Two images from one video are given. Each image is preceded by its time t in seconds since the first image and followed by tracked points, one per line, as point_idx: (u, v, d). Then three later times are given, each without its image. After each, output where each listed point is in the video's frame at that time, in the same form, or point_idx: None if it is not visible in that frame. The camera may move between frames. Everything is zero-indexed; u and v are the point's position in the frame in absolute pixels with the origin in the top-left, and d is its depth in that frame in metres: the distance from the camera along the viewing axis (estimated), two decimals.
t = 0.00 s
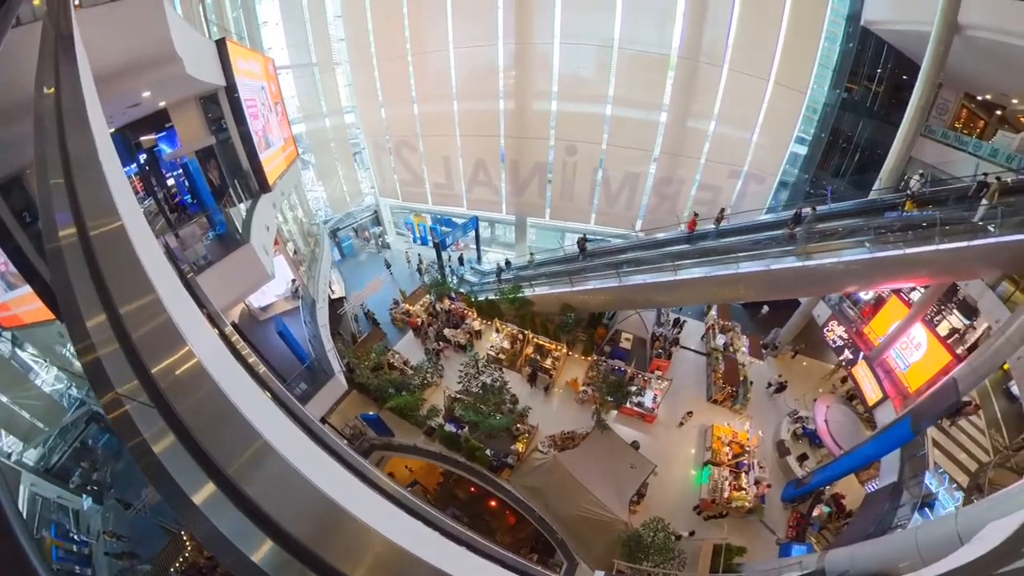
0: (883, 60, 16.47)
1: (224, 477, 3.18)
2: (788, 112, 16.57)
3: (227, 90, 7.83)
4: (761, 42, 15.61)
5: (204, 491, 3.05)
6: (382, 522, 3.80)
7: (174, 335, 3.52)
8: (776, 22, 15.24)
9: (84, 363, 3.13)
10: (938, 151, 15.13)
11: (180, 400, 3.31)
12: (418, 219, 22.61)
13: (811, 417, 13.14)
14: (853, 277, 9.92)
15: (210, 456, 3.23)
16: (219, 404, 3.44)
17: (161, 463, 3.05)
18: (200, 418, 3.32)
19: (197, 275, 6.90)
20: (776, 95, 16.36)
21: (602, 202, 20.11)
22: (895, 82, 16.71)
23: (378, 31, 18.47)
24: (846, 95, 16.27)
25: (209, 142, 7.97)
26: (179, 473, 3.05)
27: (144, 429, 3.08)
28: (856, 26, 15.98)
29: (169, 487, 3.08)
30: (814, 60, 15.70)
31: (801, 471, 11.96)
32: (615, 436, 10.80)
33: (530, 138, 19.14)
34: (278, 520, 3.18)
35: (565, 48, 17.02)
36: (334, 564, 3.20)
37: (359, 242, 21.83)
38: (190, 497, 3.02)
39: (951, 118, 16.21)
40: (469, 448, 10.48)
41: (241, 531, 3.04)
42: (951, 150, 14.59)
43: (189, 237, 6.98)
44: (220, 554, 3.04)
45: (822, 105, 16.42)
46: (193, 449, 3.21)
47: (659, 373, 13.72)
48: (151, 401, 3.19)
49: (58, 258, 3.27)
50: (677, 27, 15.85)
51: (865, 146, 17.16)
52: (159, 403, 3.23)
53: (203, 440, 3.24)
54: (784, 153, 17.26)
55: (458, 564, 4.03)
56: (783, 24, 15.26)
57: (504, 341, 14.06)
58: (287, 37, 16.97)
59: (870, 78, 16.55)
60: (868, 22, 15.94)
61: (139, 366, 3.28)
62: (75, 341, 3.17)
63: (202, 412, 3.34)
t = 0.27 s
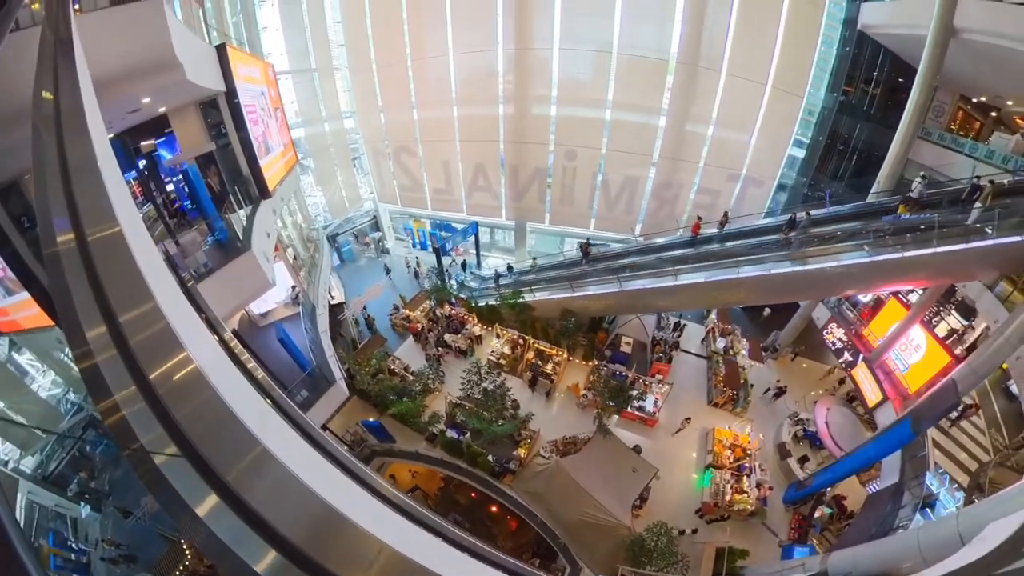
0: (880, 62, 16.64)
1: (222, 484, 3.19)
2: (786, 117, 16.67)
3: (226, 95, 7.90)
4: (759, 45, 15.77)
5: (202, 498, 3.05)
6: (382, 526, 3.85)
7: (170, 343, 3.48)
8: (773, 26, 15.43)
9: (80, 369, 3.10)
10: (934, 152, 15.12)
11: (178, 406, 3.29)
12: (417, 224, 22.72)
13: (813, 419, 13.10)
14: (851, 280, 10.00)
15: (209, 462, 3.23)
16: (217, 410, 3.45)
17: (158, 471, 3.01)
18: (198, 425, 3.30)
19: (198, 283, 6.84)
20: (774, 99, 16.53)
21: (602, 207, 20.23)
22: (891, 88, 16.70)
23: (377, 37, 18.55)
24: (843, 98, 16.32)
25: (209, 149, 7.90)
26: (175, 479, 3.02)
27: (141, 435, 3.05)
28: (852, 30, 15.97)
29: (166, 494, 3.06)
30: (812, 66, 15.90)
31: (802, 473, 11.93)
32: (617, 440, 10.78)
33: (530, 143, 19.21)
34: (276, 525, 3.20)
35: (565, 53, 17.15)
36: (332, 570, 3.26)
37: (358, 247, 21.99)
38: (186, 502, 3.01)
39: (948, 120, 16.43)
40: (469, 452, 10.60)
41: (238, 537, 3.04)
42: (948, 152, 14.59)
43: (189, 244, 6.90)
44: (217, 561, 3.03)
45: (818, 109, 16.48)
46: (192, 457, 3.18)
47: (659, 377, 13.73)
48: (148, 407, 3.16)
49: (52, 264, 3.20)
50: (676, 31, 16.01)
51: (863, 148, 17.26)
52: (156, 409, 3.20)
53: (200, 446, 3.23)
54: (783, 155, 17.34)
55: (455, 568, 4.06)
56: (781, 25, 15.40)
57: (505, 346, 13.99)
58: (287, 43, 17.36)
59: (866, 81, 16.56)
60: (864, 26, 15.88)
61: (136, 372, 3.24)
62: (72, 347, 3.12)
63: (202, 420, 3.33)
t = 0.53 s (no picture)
0: (875, 66, 16.81)
1: (223, 490, 3.15)
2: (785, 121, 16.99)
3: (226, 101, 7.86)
4: (755, 52, 15.94)
5: (204, 504, 2.99)
6: (385, 532, 3.84)
7: (171, 346, 3.38)
8: (770, 32, 15.61)
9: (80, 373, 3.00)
10: (928, 155, 15.13)
11: (177, 411, 3.21)
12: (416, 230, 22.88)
13: (812, 420, 13.09)
14: (848, 284, 10.08)
15: (209, 468, 3.17)
16: (217, 416, 3.38)
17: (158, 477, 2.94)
18: (199, 430, 3.25)
19: (198, 291, 6.79)
20: (773, 103, 16.65)
21: (601, 212, 20.34)
22: (887, 92, 16.93)
23: (377, 44, 18.71)
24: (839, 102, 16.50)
25: (209, 154, 8.11)
26: (174, 482, 2.97)
27: (141, 440, 2.97)
28: (847, 34, 16.43)
29: (166, 497, 2.99)
30: (807, 73, 16.14)
31: (803, 476, 11.91)
32: (618, 444, 10.80)
33: (529, 149, 19.29)
34: (279, 532, 3.19)
35: (564, 58, 17.22)
36: None
37: (358, 252, 22.80)
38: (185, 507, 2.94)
39: (943, 122, 16.71)
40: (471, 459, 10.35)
41: (240, 544, 3.01)
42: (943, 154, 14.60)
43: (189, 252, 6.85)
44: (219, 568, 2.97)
45: (814, 115, 16.70)
46: (195, 464, 3.13)
47: (660, 382, 13.66)
48: (148, 412, 3.08)
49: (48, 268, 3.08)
50: (673, 37, 16.13)
51: (859, 150, 17.40)
52: (157, 414, 3.12)
53: (201, 452, 3.17)
54: (780, 158, 17.52)
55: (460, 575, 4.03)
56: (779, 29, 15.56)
57: (505, 352, 14.10)
58: (285, 49, 17.46)
59: (863, 85, 16.80)
60: (859, 30, 16.18)
61: (136, 377, 3.15)
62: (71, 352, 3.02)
63: (202, 427, 3.25)
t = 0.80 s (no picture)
0: (872, 70, 16.34)
1: (228, 492, 3.10)
2: (781, 125, 17.22)
3: (226, 107, 7.79)
4: (752, 56, 16.11)
5: (211, 509, 2.95)
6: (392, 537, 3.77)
7: (173, 349, 3.35)
8: (767, 37, 15.77)
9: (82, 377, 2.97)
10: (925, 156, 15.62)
11: (181, 413, 3.17)
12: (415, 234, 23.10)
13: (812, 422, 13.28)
14: (846, 287, 10.17)
15: (214, 470, 3.12)
16: (221, 418, 3.33)
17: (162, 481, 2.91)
18: (203, 432, 3.19)
19: (199, 300, 6.76)
20: (771, 108, 16.95)
21: (600, 217, 20.69)
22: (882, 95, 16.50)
23: (377, 50, 18.69)
24: (836, 106, 16.61)
25: (210, 160, 7.85)
26: (178, 484, 2.94)
27: (145, 443, 2.92)
28: (844, 39, 16.14)
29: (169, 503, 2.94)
30: (804, 82, 16.55)
31: (804, 477, 11.97)
32: (621, 450, 10.78)
33: (529, 154, 19.51)
34: (283, 533, 3.14)
35: (563, 64, 17.31)
36: None
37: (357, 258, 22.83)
38: (191, 510, 2.90)
39: (938, 125, 16.94)
40: (473, 464, 10.47)
41: (245, 544, 2.97)
42: (940, 156, 14.99)
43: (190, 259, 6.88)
44: (224, 572, 2.91)
45: (812, 117, 17.02)
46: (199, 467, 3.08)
47: (660, 385, 13.69)
48: (152, 415, 3.04)
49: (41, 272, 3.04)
50: (672, 42, 16.23)
51: (855, 152, 17.22)
52: (161, 417, 3.09)
53: (206, 455, 3.12)
54: (779, 161, 17.86)
55: None
56: (776, 31, 15.64)
57: (506, 357, 14.10)
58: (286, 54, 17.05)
59: (859, 87, 16.42)
60: (855, 35, 15.77)
61: (140, 380, 3.12)
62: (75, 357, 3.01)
63: (204, 430, 3.20)
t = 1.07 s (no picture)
0: (862, 77, 16.46)
1: (233, 499, 3.14)
2: (776, 134, 17.39)
3: (227, 118, 7.77)
4: (746, 67, 16.50)
5: (215, 515, 3.00)
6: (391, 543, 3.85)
7: (174, 358, 3.45)
8: (760, 49, 16.19)
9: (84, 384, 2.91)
10: (917, 160, 15.69)
11: (185, 420, 3.23)
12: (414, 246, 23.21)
13: (812, 428, 13.29)
14: (841, 295, 10.36)
15: (217, 477, 3.18)
16: (223, 425, 3.42)
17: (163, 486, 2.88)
18: (206, 439, 3.28)
19: (198, 316, 6.55)
20: (765, 117, 17.20)
21: (598, 228, 20.97)
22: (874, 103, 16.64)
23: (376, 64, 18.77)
24: (829, 113, 16.95)
25: (210, 172, 7.88)
26: (185, 494, 2.96)
27: (149, 450, 2.93)
28: (835, 48, 16.25)
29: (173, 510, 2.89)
30: (797, 90, 16.73)
31: (806, 482, 12.03)
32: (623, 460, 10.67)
33: (527, 166, 19.82)
34: (286, 539, 3.20)
35: (561, 77, 17.68)
36: None
37: (354, 268, 22.41)
38: (195, 517, 2.93)
39: (929, 130, 17.06)
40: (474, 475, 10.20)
41: (249, 550, 3.03)
42: (930, 160, 15.18)
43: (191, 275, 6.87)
44: None
45: (805, 125, 17.27)
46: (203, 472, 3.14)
47: (661, 395, 13.56)
48: (156, 421, 3.05)
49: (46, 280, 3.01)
50: (667, 54, 16.67)
51: (850, 159, 17.29)
52: (163, 423, 3.10)
53: (209, 461, 3.19)
54: (773, 169, 18.04)
55: None
56: (769, 45, 16.12)
57: (506, 369, 13.85)
58: (287, 67, 17.29)
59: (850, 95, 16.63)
60: (846, 44, 15.71)
61: (143, 386, 3.16)
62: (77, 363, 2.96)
63: (207, 437, 3.27)
